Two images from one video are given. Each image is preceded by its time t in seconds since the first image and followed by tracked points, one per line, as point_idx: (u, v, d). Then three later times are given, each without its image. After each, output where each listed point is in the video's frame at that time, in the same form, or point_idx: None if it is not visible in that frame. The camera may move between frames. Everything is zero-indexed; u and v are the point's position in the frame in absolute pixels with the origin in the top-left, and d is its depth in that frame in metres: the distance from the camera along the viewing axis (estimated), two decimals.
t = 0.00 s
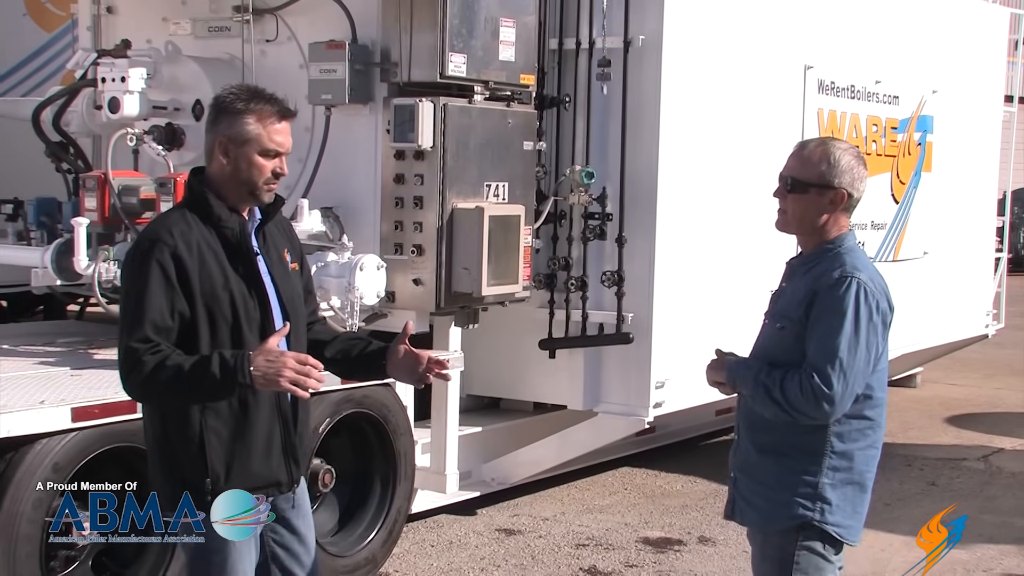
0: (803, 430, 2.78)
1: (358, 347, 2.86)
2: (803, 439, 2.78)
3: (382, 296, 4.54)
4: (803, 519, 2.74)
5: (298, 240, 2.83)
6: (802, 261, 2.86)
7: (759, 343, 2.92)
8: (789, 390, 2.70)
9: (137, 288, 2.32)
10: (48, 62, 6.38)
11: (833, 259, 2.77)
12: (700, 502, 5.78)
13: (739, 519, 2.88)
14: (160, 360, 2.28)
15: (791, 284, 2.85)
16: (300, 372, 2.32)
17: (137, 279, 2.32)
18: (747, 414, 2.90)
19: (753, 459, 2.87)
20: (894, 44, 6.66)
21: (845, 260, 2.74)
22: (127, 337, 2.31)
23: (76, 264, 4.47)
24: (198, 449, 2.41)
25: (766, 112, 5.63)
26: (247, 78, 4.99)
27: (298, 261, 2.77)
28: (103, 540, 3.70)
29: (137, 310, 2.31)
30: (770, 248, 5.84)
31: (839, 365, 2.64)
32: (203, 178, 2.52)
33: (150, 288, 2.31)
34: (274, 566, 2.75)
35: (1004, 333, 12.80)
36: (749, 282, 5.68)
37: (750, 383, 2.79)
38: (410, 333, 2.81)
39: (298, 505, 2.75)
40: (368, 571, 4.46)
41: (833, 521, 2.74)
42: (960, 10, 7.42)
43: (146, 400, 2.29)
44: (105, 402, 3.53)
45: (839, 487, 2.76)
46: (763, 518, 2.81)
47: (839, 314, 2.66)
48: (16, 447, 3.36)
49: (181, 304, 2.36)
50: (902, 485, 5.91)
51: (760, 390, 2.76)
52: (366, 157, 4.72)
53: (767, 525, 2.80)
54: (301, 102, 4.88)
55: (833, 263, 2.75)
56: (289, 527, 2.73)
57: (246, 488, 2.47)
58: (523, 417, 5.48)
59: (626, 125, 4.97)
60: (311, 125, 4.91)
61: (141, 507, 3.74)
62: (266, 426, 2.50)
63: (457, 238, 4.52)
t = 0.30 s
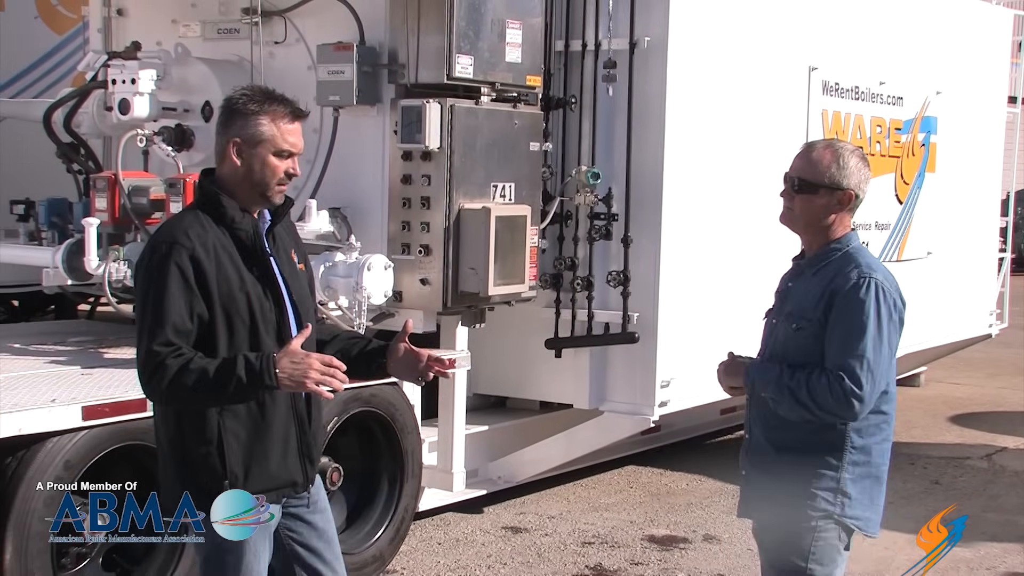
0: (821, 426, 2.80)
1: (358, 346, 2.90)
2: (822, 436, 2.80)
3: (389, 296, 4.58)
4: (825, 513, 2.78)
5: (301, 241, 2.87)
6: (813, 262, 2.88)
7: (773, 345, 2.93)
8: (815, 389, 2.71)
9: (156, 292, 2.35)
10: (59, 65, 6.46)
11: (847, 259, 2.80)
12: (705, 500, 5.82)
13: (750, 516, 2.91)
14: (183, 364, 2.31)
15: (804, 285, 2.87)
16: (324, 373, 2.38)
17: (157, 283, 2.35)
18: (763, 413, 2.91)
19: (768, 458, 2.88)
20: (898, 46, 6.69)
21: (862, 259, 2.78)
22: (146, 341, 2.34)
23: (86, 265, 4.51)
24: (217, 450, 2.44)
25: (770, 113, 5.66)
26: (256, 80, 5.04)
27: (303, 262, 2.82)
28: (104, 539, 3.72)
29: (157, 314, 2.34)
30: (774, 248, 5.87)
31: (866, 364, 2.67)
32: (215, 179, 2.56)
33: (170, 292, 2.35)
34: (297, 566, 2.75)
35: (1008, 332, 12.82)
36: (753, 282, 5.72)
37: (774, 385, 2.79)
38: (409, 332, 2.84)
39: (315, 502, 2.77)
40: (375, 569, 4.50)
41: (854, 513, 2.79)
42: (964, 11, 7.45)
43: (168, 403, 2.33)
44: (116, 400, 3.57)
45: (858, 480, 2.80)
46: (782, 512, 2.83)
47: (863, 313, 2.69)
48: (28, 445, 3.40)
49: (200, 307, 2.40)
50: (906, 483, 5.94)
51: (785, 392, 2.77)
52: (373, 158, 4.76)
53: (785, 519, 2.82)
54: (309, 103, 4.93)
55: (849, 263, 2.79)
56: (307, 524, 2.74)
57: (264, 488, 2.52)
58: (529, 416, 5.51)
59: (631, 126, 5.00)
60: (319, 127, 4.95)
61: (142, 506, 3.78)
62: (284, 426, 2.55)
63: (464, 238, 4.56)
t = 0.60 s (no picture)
0: (831, 423, 2.79)
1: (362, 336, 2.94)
2: (832, 432, 2.79)
3: (393, 296, 4.63)
4: (839, 509, 2.76)
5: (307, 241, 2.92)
6: (813, 261, 2.90)
7: (777, 345, 2.93)
8: (825, 387, 2.70)
9: (168, 292, 2.39)
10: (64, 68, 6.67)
11: (850, 257, 2.82)
12: (706, 497, 5.86)
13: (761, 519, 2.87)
14: (193, 364, 2.35)
15: (807, 285, 2.88)
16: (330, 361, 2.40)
17: (168, 283, 2.40)
18: (770, 413, 2.88)
19: (779, 457, 2.86)
20: (897, 47, 6.73)
21: (863, 258, 2.79)
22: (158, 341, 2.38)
23: (93, 264, 4.56)
24: (228, 449, 2.48)
25: (770, 114, 5.70)
26: (261, 81, 5.09)
27: (309, 262, 2.87)
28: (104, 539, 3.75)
29: (169, 314, 2.38)
30: (773, 248, 5.91)
31: (876, 360, 2.68)
32: (223, 179, 2.61)
33: (181, 292, 2.39)
34: (307, 563, 2.79)
35: (1007, 332, 12.86)
36: (753, 281, 5.76)
37: (784, 387, 2.77)
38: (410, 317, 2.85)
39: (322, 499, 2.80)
40: (379, 566, 4.55)
41: (867, 508, 2.78)
42: (963, 13, 7.49)
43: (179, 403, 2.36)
44: (122, 398, 3.58)
45: (869, 475, 2.79)
46: (797, 512, 2.81)
47: (870, 310, 2.69)
48: (35, 443, 3.45)
49: (211, 307, 2.44)
50: (905, 481, 5.98)
51: (797, 391, 2.75)
52: (377, 159, 4.81)
53: (800, 518, 2.80)
54: (314, 104, 4.97)
55: (852, 261, 2.80)
56: (315, 520, 2.78)
57: (273, 487, 2.56)
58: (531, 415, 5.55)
59: (633, 126, 5.05)
60: (323, 128, 5.00)
61: (142, 506, 3.83)
62: (292, 426, 2.60)
63: (467, 238, 4.61)
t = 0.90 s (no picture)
0: (832, 421, 2.82)
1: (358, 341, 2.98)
2: (833, 430, 2.82)
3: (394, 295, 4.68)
4: (841, 506, 2.79)
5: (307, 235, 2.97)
6: (809, 261, 2.94)
7: (777, 345, 2.96)
8: (829, 387, 2.73)
9: (174, 294, 2.43)
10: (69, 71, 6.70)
11: (847, 257, 2.85)
12: (704, 495, 5.91)
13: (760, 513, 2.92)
14: (197, 367, 2.39)
15: (806, 285, 2.91)
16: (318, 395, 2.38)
17: (175, 285, 2.43)
18: (771, 413, 2.93)
19: (780, 456, 2.90)
20: (892, 49, 6.78)
21: (859, 257, 2.82)
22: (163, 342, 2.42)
23: (95, 264, 4.59)
24: (229, 450, 2.53)
25: (766, 115, 5.74)
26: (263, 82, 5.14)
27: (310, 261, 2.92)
28: (103, 540, 3.78)
29: (175, 316, 2.42)
30: (769, 247, 5.96)
31: (878, 357, 2.71)
32: (229, 180, 2.65)
33: (189, 295, 2.43)
34: (305, 560, 2.84)
35: (1002, 330, 12.93)
36: (749, 280, 5.81)
37: (787, 388, 2.79)
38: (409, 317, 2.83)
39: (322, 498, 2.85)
40: (380, 562, 4.59)
41: (867, 504, 2.81)
42: (958, 14, 7.54)
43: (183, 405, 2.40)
44: (124, 397, 3.63)
45: (870, 471, 2.83)
46: (798, 509, 2.84)
47: (871, 308, 2.72)
48: (39, 440, 3.48)
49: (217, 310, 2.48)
50: (900, 478, 6.03)
51: (800, 392, 2.77)
52: (377, 159, 4.85)
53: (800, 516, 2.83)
54: (315, 105, 5.02)
55: (850, 260, 2.83)
56: (314, 517, 2.83)
57: (274, 487, 2.61)
58: (530, 413, 5.60)
59: (631, 126, 5.09)
60: (323, 128, 5.04)
61: (142, 507, 3.87)
62: (293, 427, 2.64)
63: (466, 238, 4.65)
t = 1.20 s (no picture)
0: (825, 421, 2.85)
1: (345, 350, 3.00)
2: (826, 429, 2.84)
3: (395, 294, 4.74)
4: (832, 505, 2.82)
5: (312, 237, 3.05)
6: (805, 261, 2.96)
7: (773, 344, 2.99)
8: (822, 387, 2.76)
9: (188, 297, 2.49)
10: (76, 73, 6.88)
11: (842, 257, 2.87)
12: (701, 491, 5.99)
13: (753, 507, 2.96)
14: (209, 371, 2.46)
15: (801, 286, 2.93)
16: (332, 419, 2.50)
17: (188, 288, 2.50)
18: (764, 411, 2.96)
19: (773, 453, 2.93)
20: (887, 51, 6.85)
21: (853, 258, 2.85)
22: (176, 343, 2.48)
23: (100, 264, 4.67)
24: (230, 449, 2.59)
25: (762, 117, 5.81)
26: (265, 84, 5.21)
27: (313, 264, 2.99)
28: (103, 540, 3.80)
29: (188, 317, 2.48)
30: (764, 247, 6.03)
31: (871, 358, 2.74)
32: (242, 183, 2.73)
33: (202, 298, 2.50)
34: (305, 549, 2.91)
35: (995, 328, 13.02)
36: (744, 280, 5.88)
37: (779, 388, 2.84)
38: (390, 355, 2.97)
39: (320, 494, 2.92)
40: (381, 558, 4.66)
41: (858, 503, 2.84)
42: (952, 16, 7.61)
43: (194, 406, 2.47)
44: (129, 395, 3.69)
45: (861, 470, 2.85)
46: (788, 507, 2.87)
47: (864, 309, 2.75)
48: (45, 438, 3.54)
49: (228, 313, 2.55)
50: (894, 475, 6.11)
51: (793, 392, 2.81)
52: (378, 160, 4.92)
53: (793, 513, 2.85)
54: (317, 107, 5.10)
55: (844, 261, 2.85)
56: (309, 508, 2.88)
57: (269, 486, 2.68)
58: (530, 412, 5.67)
59: (629, 128, 5.17)
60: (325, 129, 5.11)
61: (142, 507, 3.95)
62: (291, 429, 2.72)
63: (466, 238, 4.73)
